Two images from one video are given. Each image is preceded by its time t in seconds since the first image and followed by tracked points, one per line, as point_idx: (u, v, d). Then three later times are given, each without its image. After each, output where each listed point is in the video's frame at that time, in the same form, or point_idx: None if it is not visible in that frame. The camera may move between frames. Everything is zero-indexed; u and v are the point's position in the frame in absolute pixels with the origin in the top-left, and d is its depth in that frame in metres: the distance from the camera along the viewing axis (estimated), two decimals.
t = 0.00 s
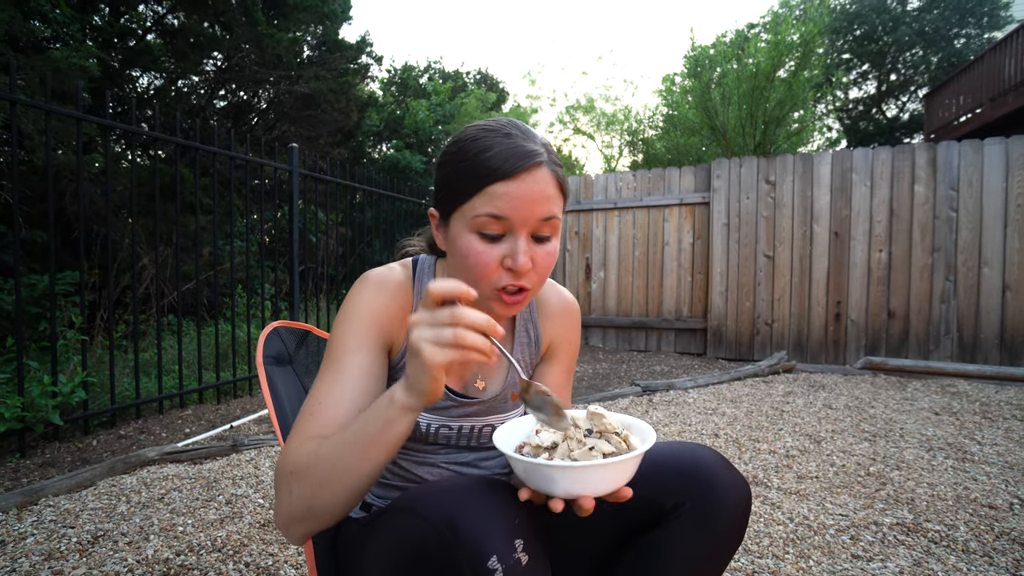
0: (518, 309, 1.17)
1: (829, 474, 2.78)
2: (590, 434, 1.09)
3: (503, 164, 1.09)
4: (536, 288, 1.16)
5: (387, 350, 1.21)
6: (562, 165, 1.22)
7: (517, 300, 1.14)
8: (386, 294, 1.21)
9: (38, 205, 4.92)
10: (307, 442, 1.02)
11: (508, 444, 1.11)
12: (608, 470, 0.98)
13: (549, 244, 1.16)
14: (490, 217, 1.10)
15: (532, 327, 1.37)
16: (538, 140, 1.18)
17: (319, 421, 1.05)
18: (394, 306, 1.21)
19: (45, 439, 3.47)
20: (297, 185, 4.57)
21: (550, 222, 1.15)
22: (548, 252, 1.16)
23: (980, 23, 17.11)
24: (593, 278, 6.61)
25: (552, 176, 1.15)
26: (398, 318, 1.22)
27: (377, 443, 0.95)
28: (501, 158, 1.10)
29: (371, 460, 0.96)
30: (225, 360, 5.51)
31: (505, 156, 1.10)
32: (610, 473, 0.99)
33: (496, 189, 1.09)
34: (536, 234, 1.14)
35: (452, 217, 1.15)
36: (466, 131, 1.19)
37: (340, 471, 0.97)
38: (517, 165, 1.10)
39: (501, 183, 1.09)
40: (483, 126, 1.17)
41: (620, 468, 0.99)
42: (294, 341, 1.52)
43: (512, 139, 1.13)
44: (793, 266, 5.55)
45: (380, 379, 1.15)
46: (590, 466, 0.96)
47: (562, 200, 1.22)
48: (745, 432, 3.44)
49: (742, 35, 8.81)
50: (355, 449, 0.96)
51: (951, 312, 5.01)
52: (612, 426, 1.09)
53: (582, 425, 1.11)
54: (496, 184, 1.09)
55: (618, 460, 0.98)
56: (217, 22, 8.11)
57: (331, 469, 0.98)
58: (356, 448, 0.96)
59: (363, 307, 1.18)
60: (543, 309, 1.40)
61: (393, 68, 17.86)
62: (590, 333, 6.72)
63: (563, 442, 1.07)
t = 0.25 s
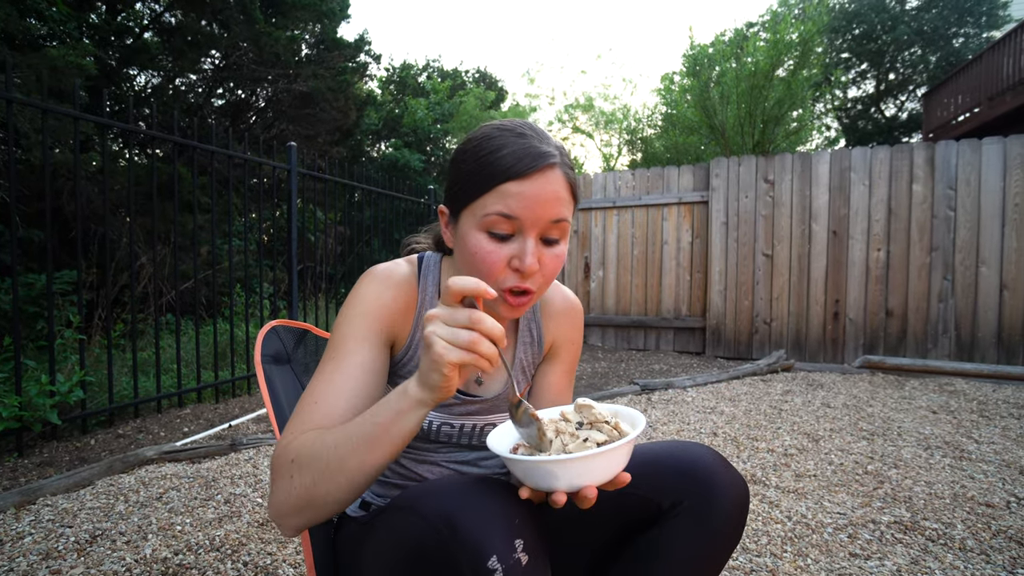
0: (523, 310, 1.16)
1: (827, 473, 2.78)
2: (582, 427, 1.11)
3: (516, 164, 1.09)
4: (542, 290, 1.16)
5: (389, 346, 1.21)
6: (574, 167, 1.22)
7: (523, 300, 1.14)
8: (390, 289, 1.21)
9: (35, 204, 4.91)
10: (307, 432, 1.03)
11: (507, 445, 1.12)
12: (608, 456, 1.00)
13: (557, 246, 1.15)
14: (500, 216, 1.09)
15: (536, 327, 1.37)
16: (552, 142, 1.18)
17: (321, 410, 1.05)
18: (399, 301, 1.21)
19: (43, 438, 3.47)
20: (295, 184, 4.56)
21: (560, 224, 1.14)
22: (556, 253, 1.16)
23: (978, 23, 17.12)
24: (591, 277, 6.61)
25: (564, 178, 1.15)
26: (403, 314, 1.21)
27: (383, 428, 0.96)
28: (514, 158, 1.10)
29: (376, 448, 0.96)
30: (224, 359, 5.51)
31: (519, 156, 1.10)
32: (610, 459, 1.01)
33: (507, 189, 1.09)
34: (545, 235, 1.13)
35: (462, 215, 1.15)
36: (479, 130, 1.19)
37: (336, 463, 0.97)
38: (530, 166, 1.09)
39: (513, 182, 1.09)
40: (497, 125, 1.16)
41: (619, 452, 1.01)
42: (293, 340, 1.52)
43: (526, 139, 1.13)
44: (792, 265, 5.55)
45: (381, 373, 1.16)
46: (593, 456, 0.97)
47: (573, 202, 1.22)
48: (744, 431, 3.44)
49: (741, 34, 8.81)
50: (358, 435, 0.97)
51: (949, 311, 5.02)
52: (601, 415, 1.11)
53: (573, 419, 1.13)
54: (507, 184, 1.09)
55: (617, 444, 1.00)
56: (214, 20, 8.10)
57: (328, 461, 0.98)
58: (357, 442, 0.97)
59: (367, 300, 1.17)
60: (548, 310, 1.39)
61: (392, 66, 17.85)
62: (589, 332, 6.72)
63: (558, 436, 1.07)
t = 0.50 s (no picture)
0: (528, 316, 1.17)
1: (825, 472, 2.78)
2: (583, 431, 1.10)
3: (523, 171, 1.08)
4: (547, 295, 1.17)
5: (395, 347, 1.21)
6: (581, 171, 1.21)
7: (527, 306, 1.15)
8: (395, 291, 1.21)
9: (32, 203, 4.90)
10: (317, 437, 1.02)
11: (507, 448, 1.11)
12: (610, 463, 1.00)
13: (563, 252, 1.15)
14: (507, 223, 1.09)
15: (538, 329, 1.37)
16: (559, 147, 1.17)
17: (330, 415, 1.05)
18: (405, 303, 1.21)
19: (40, 438, 3.46)
20: (294, 183, 4.55)
21: (567, 230, 1.14)
22: (563, 260, 1.16)
23: (975, 23, 17.12)
24: (590, 276, 6.61)
25: (571, 184, 1.14)
26: (408, 315, 1.22)
27: (398, 436, 0.96)
28: (521, 164, 1.09)
29: (390, 456, 0.96)
30: (222, 359, 5.51)
31: (525, 162, 1.09)
32: (613, 465, 1.00)
33: (514, 196, 1.09)
34: (552, 242, 1.13)
35: (468, 220, 1.15)
36: (486, 133, 1.18)
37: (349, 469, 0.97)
38: (538, 172, 1.09)
39: (520, 189, 1.08)
40: (504, 130, 1.16)
41: (621, 458, 1.01)
42: (292, 340, 1.52)
43: (533, 145, 1.12)
44: (790, 264, 5.56)
45: (387, 376, 1.16)
46: (595, 461, 0.97)
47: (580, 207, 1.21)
48: (742, 430, 3.45)
49: (739, 34, 8.82)
50: (372, 443, 0.97)
51: (947, 310, 5.02)
52: (603, 421, 1.10)
53: (574, 423, 1.12)
54: (514, 191, 1.09)
55: (620, 451, 1.00)
56: (213, 19, 8.09)
57: (339, 467, 0.98)
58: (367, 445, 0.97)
59: (371, 301, 1.18)
60: (551, 313, 1.39)
61: (391, 66, 17.85)
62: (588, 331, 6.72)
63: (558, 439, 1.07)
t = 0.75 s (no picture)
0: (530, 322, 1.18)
1: (824, 474, 2.79)
2: (581, 433, 1.10)
3: (524, 178, 1.08)
4: (549, 301, 1.17)
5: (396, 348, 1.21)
6: (584, 176, 1.21)
7: (530, 312, 1.15)
8: (397, 294, 1.21)
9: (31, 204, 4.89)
10: (317, 440, 1.03)
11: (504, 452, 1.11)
12: (610, 464, 1.00)
13: (565, 258, 1.16)
14: (508, 230, 1.09)
15: (541, 334, 1.37)
16: (562, 152, 1.17)
17: (329, 417, 1.06)
18: (406, 305, 1.21)
19: (38, 440, 3.46)
20: (293, 184, 4.55)
21: (569, 237, 1.14)
22: (564, 266, 1.16)
23: (973, 25, 17.00)
24: (589, 278, 6.62)
25: (573, 190, 1.14)
26: (410, 317, 1.22)
27: (400, 441, 0.97)
28: (522, 172, 1.09)
29: (390, 461, 0.97)
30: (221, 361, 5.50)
31: (527, 170, 1.09)
32: (612, 467, 1.01)
33: (515, 203, 1.09)
34: (554, 248, 1.14)
35: (469, 227, 1.15)
36: (487, 139, 1.18)
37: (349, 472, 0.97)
38: (539, 179, 1.09)
39: (522, 197, 1.09)
40: (506, 137, 1.16)
41: (621, 459, 1.01)
42: (291, 342, 1.52)
43: (534, 151, 1.12)
44: (789, 265, 5.57)
45: (387, 378, 1.16)
46: (595, 463, 0.98)
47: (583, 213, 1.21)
48: (741, 432, 3.45)
49: (738, 36, 8.84)
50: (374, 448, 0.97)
51: (946, 312, 5.03)
52: (601, 422, 1.11)
53: (571, 425, 1.12)
54: (516, 198, 1.09)
55: (619, 452, 1.00)
56: (212, 20, 8.09)
57: (339, 470, 0.98)
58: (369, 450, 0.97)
59: (372, 302, 1.18)
60: (553, 317, 1.40)
61: (390, 67, 17.87)
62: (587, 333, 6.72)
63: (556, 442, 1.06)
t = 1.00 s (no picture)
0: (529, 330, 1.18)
1: (821, 476, 2.79)
2: (579, 437, 1.10)
3: (526, 188, 1.09)
4: (547, 310, 1.17)
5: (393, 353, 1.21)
6: (585, 186, 1.21)
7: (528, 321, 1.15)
8: (395, 296, 1.21)
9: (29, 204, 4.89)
10: (318, 451, 1.03)
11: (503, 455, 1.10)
12: (610, 470, 1.00)
13: (564, 267, 1.16)
14: (509, 240, 1.10)
15: (539, 337, 1.37)
16: (563, 161, 1.17)
17: (331, 426, 1.05)
18: (403, 309, 1.21)
19: (36, 440, 3.45)
20: (292, 185, 4.55)
21: (569, 246, 1.15)
22: (564, 275, 1.16)
23: (970, 28, 16.93)
24: (588, 279, 6.63)
25: (574, 200, 1.15)
26: (407, 321, 1.22)
27: (405, 461, 0.97)
28: (524, 182, 1.09)
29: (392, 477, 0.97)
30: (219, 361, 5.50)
31: (529, 180, 1.09)
32: (611, 472, 1.01)
33: (517, 213, 1.09)
34: (554, 258, 1.14)
35: (469, 235, 1.15)
36: (489, 145, 1.18)
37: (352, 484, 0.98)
38: (541, 190, 1.09)
39: (523, 207, 1.09)
40: (508, 144, 1.15)
41: (620, 465, 1.01)
42: (288, 343, 1.52)
43: (536, 161, 1.12)
44: (787, 267, 5.57)
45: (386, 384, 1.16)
46: (595, 469, 0.98)
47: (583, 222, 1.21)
48: (739, 434, 3.46)
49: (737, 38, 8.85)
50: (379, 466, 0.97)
51: (944, 314, 5.04)
52: (599, 426, 1.11)
53: (570, 429, 1.12)
54: (517, 207, 1.09)
55: (618, 457, 1.00)
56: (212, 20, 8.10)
57: (341, 482, 0.98)
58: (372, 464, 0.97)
59: (371, 308, 1.17)
60: (551, 320, 1.40)
61: (390, 68, 17.90)
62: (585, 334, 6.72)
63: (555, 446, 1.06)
